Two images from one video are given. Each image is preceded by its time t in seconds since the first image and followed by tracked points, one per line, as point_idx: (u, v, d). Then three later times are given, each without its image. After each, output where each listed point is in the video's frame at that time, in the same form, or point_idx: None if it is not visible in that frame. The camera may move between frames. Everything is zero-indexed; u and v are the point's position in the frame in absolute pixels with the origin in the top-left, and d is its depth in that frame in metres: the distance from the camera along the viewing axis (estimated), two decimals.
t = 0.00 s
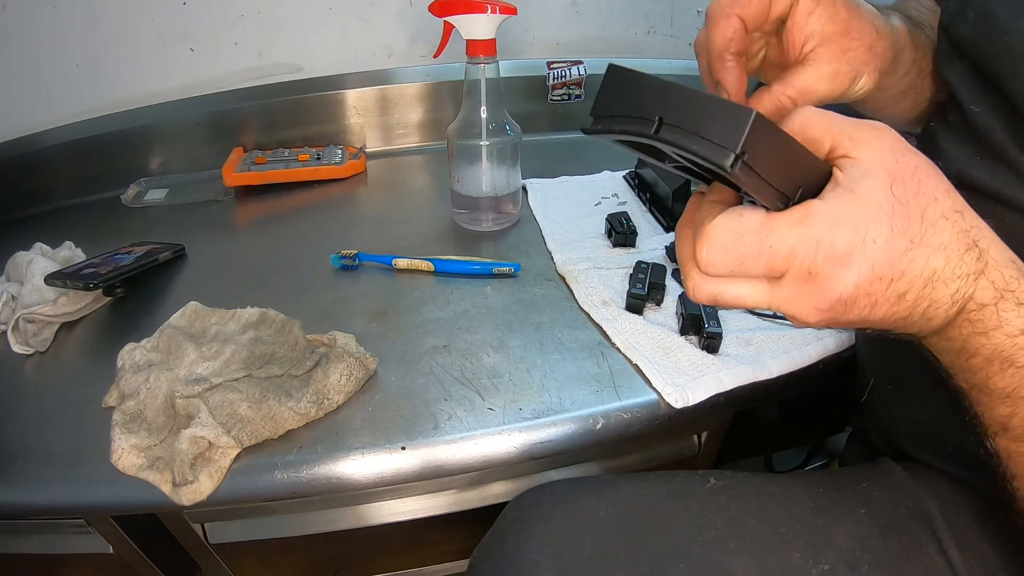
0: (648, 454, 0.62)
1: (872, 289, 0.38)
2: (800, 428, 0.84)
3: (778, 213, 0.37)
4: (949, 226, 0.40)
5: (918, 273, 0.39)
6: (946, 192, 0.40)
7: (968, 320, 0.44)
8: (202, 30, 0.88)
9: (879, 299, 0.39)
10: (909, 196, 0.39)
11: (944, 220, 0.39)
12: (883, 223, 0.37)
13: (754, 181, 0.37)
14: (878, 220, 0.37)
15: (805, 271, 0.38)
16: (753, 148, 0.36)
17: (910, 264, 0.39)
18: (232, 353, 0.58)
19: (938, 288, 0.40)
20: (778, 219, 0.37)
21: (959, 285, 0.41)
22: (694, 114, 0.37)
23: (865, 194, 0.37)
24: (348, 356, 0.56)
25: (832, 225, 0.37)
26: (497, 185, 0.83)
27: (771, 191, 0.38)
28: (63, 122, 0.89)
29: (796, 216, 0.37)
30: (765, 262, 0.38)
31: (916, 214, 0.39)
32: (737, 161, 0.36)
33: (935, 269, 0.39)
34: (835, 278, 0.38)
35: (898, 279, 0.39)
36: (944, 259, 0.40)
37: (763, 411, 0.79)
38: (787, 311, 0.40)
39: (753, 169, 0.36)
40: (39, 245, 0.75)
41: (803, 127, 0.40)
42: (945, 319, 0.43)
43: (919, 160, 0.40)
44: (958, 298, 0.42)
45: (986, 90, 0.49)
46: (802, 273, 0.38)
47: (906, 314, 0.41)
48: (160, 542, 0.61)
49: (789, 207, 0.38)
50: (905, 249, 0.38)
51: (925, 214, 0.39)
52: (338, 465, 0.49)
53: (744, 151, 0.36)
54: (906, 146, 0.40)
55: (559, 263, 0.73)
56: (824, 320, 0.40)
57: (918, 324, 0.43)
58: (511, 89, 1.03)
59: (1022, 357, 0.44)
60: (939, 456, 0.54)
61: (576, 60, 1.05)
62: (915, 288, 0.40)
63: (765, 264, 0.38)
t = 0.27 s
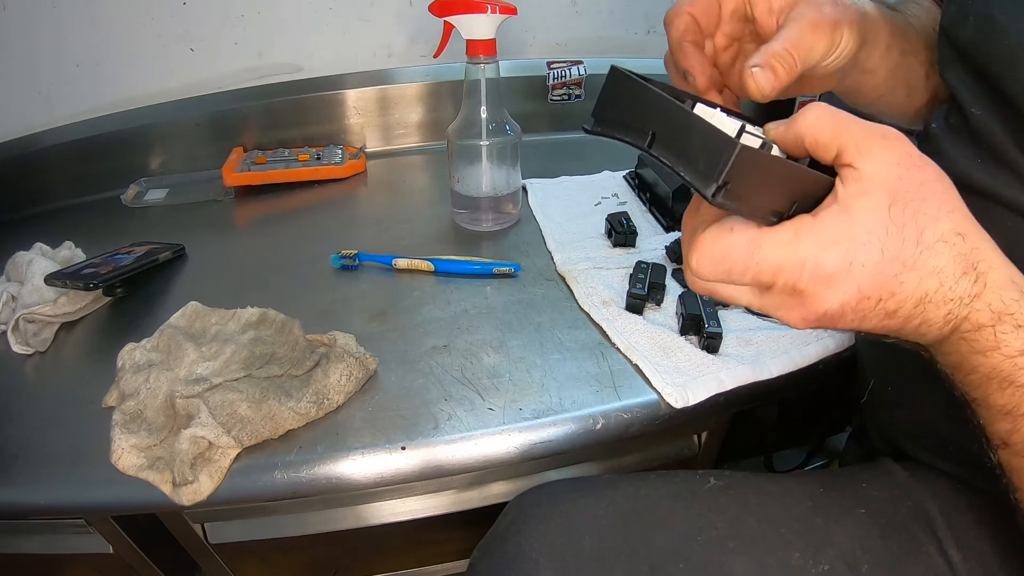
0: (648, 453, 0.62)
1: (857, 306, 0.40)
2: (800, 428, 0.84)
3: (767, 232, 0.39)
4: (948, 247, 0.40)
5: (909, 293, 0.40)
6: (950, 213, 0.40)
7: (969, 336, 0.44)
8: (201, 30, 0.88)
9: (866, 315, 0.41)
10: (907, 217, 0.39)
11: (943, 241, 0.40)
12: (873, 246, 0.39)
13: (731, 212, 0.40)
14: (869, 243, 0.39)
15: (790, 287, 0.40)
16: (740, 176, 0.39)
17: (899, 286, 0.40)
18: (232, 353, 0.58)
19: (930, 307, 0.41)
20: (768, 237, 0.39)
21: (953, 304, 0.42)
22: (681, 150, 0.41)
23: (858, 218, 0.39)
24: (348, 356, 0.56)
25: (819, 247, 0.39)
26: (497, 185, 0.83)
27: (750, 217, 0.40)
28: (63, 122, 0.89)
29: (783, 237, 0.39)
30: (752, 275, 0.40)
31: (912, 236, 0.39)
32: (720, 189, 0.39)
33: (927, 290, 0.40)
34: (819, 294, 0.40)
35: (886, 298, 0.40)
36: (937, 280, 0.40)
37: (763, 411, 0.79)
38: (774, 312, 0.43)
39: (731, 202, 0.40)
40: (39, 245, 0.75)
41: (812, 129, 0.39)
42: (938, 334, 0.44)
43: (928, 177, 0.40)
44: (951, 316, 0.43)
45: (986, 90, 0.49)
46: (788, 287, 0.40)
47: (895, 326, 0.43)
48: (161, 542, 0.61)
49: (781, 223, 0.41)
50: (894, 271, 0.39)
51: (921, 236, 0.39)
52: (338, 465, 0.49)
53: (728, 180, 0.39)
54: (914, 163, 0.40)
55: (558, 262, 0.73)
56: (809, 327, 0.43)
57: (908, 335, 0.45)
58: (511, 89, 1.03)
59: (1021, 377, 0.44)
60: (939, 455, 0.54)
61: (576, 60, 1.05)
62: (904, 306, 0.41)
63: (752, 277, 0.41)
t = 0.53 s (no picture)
0: (648, 453, 0.62)
1: (845, 314, 0.42)
2: (800, 428, 0.84)
3: (758, 241, 0.41)
4: (942, 259, 0.41)
5: (898, 303, 0.41)
6: (947, 225, 0.40)
7: (965, 346, 0.44)
8: (201, 30, 0.88)
9: (855, 322, 0.42)
10: (900, 229, 0.40)
11: (937, 254, 0.40)
12: (863, 258, 0.40)
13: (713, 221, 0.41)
14: (858, 255, 0.40)
15: (780, 293, 0.42)
16: (721, 192, 0.39)
17: (888, 296, 0.41)
18: (232, 353, 0.58)
19: (921, 316, 0.42)
20: (758, 246, 0.41)
21: (946, 315, 0.42)
22: (670, 164, 0.42)
23: (849, 230, 0.39)
24: (348, 356, 0.56)
25: (808, 258, 0.40)
26: (497, 185, 0.83)
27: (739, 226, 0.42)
28: (63, 122, 0.89)
29: (773, 246, 0.41)
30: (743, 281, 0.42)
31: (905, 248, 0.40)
32: (703, 205, 0.39)
33: (917, 301, 0.41)
34: (808, 301, 0.42)
35: (874, 307, 0.41)
36: (929, 292, 0.41)
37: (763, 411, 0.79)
38: (769, 312, 0.45)
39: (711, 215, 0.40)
40: (39, 245, 0.75)
41: (805, 138, 0.40)
42: (932, 340, 0.45)
43: (927, 187, 0.40)
44: (943, 326, 0.43)
45: (986, 91, 0.49)
46: (778, 294, 0.42)
47: (888, 333, 0.44)
48: (161, 542, 0.61)
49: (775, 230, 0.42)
50: (883, 283, 0.40)
51: (914, 249, 0.40)
52: (338, 465, 0.49)
53: (710, 196, 0.39)
54: (912, 173, 0.40)
55: (558, 262, 0.73)
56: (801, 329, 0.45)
57: (902, 340, 0.46)
58: (511, 89, 1.03)
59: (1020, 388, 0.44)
60: (937, 455, 0.54)
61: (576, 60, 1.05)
62: (894, 315, 0.42)
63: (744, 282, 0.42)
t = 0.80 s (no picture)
0: (648, 454, 0.62)
1: (832, 345, 0.43)
2: (800, 428, 0.84)
3: (745, 275, 0.42)
4: (935, 298, 0.41)
5: (887, 338, 0.42)
6: (943, 264, 0.40)
7: (963, 378, 0.44)
8: (201, 30, 0.88)
9: (844, 352, 0.43)
10: (891, 267, 0.40)
11: (931, 292, 0.40)
12: (849, 296, 0.40)
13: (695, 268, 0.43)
14: (845, 293, 0.40)
15: (768, 323, 0.43)
16: (692, 242, 0.41)
17: (876, 332, 0.41)
18: (232, 353, 0.58)
19: (913, 350, 0.43)
20: (745, 280, 0.42)
21: (939, 350, 0.43)
22: (646, 215, 0.44)
23: (836, 268, 0.40)
24: (348, 356, 0.56)
25: (792, 294, 0.41)
26: (497, 185, 0.83)
27: (726, 264, 0.43)
28: (63, 122, 0.89)
29: (758, 281, 0.42)
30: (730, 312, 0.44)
31: (895, 287, 0.40)
32: (675, 255, 0.41)
33: (908, 337, 0.42)
34: (795, 333, 0.43)
35: (862, 341, 0.42)
36: (921, 329, 0.41)
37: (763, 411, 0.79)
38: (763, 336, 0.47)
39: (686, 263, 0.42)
40: (39, 245, 0.75)
41: (800, 166, 0.41)
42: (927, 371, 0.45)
43: (925, 225, 0.40)
44: (937, 360, 0.43)
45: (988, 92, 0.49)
46: (767, 323, 0.43)
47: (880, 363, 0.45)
48: (161, 542, 0.61)
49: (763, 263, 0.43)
50: (869, 319, 0.41)
51: (904, 288, 0.40)
52: (338, 465, 0.49)
53: (680, 248, 0.41)
54: (908, 211, 0.40)
55: (558, 262, 0.73)
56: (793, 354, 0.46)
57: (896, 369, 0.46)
58: (511, 89, 1.03)
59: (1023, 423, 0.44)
60: (936, 454, 0.54)
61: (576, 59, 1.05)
62: (884, 348, 0.43)
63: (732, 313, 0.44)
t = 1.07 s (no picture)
0: (648, 455, 0.62)
1: (814, 418, 0.44)
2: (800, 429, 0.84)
3: (724, 352, 0.43)
4: (914, 370, 0.42)
5: (868, 409, 0.43)
6: (921, 337, 0.41)
7: (956, 446, 0.45)
8: (201, 30, 0.88)
9: (827, 423, 0.45)
10: (868, 344, 0.41)
11: (909, 365, 0.42)
12: (827, 371, 0.42)
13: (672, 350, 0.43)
14: (823, 368, 0.42)
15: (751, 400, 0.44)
16: (661, 329, 0.41)
17: (857, 404, 0.43)
18: (232, 353, 0.58)
19: (895, 419, 0.44)
20: (726, 357, 0.43)
21: (922, 419, 0.44)
22: (621, 305, 0.43)
23: (813, 345, 0.41)
24: (348, 356, 0.56)
25: (772, 372, 0.42)
26: (497, 185, 0.83)
27: (706, 343, 0.43)
28: (63, 122, 0.89)
29: (738, 359, 0.43)
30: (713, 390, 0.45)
31: (873, 362, 0.41)
32: (645, 343, 0.42)
33: (889, 407, 0.43)
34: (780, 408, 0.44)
35: (843, 412, 0.43)
36: (902, 401, 0.43)
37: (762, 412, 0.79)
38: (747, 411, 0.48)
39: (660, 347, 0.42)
40: (39, 245, 0.75)
41: (773, 244, 0.43)
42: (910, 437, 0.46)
43: (901, 298, 0.41)
44: (921, 427, 0.45)
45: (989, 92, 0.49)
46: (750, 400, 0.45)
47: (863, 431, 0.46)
48: (161, 543, 0.61)
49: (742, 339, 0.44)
50: (850, 392, 0.42)
51: (882, 363, 0.42)
52: (338, 465, 0.49)
53: (648, 337, 0.41)
54: (882, 286, 0.41)
55: (558, 263, 0.73)
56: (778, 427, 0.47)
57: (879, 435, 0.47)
58: (511, 88, 1.03)
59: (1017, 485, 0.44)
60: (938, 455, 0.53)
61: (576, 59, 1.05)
62: (866, 418, 0.44)
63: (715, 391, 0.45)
